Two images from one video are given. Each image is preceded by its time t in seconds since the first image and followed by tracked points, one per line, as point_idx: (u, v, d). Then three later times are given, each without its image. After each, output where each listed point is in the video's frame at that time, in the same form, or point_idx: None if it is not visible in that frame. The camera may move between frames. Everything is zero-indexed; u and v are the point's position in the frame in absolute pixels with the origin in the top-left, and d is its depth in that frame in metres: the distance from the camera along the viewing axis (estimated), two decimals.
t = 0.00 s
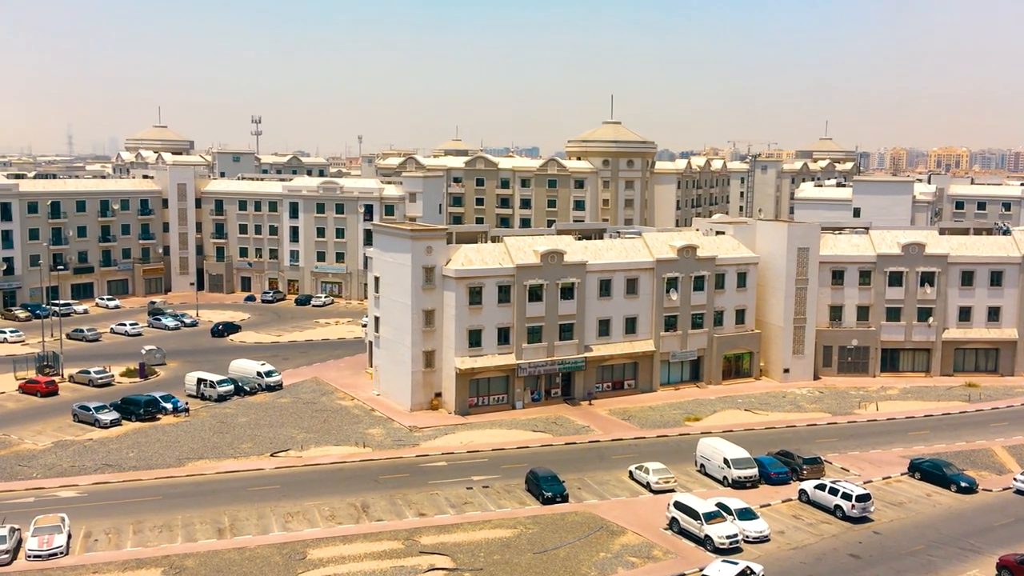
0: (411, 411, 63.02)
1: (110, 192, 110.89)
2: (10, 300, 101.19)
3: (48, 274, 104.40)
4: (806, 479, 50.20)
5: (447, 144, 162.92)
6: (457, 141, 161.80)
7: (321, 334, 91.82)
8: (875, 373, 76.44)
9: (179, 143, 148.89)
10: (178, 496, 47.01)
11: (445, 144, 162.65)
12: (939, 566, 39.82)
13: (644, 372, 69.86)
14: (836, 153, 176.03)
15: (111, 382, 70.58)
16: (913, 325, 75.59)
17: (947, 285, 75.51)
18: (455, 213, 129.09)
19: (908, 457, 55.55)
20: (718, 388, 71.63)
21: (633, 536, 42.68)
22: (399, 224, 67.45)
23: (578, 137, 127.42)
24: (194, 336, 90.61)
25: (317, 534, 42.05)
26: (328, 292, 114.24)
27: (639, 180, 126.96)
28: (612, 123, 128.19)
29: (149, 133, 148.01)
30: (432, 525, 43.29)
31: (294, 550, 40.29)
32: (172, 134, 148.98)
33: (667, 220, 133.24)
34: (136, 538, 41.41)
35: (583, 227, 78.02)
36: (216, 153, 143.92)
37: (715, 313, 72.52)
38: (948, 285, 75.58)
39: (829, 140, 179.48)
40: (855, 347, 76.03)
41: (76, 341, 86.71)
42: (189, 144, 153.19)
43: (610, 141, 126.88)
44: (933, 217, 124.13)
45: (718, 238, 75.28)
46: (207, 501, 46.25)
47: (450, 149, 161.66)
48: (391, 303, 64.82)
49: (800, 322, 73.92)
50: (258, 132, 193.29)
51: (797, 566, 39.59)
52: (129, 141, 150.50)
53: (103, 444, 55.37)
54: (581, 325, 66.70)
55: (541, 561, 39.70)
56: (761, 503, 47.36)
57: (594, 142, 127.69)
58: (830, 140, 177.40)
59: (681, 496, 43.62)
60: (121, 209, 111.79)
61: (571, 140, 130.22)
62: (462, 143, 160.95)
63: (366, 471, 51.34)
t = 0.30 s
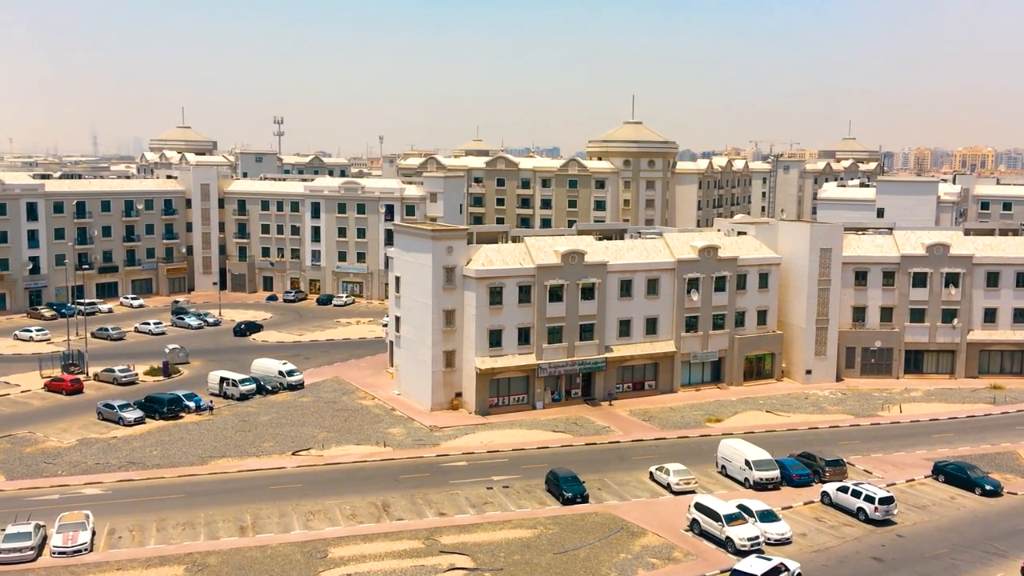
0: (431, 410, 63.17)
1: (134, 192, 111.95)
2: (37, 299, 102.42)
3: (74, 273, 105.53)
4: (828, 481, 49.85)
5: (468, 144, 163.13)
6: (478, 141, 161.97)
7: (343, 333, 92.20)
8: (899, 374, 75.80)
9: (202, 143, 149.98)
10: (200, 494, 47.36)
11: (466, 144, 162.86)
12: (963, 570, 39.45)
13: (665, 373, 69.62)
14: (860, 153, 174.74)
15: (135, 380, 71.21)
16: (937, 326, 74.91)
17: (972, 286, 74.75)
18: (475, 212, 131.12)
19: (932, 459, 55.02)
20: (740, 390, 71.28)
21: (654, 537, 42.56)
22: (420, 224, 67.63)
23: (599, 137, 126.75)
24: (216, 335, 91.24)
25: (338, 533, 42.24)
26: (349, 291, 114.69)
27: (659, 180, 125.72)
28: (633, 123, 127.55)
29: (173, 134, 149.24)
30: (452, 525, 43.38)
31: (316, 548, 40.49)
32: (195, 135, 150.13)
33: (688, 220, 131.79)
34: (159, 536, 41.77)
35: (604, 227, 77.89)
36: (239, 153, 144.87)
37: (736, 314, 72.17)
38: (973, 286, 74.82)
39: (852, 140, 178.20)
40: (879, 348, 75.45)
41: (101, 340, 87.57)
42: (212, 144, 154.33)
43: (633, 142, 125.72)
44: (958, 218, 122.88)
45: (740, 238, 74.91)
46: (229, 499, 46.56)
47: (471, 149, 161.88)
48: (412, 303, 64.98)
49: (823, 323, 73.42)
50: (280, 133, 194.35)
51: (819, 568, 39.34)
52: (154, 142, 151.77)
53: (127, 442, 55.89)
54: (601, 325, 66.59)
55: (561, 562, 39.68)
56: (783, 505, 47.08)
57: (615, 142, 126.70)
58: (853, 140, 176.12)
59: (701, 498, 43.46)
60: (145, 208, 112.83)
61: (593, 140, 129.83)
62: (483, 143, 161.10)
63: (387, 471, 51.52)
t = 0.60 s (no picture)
0: (453, 410, 63.31)
1: (160, 191, 113.01)
2: (64, 297, 103.62)
3: (100, 272, 106.66)
4: (853, 483, 49.44)
5: (490, 144, 163.29)
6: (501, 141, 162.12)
7: (366, 333, 92.59)
8: (925, 376, 75.06)
9: (227, 143, 151.10)
10: (224, 492, 47.72)
11: (488, 144, 163.06)
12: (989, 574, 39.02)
13: (688, 373, 69.37)
14: (885, 153, 173.25)
15: (161, 378, 71.88)
16: (964, 328, 74.13)
17: (1000, 287, 73.83)
18: (497, 212, 131.60)
19: (958, 462, 54.42)
20: (763, 391, 70.87)
21: (676, 538, 42.41)
22: (442, 224, 67.78)
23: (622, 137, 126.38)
24: (241, 333, 91.90)
25: (360, 531, 42.43)
26: (372, 291, 115.14)
27: (683, 180, 125.43)
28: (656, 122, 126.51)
29: (198, 134, 150.49)
30: (474, 524, 43.45)
31: (338, 546, 40.68)
32: (220, 135, 151.32)
33: (711, 220, 131.73)
34: (184, 532, 42.13)
35: (626, 227, 77.70)
36: (263, 154, 145.82)
37: (760, 315, 71.76)
38: (1001, 287, 73.89)
39: (878, 140, 176.68)
40: (904, 350, 74.78)
41: (127, 338, 88.46)
42: (237, 144, 155.46)
43: (654, 141, 125.33)
44: (985, 218, 121.43)
45: (764, 238, 74.42)
46: (253, 497, 46.91)
47: (493, 149, 162.06)
48: (434, 302, 65.11)
49: (848, 324, 72.84)
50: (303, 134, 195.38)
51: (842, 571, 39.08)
52: (179, 142, 153.03)
53: (153, 439, 56.42)
54: (623, 325, 66.42)
55: (583, 562, 39.63)
56: (806, 507, 46.75)
57: (638, 142, 126.34)
58: (879, 140, 174.64)
59: (724, 499, 43.27)
60: (170, 208, 113.86)
61: (616, 140, 129.39)
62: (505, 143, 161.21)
63: (409, 470, 51.68)
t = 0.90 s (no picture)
0: (477, 409, 63.42)
1: (187, 191, 114.01)
2: (92, 296, 104.83)
3: (128, 271, 107.78)
4: (879, 485, 48.99)
5: (514, 143, 163.41)
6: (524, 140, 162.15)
7: (390, 332, 92.93)
8: (953, 377, 74.28)
9: (253, 143, 152.20)
10: (249, 489, 48.09)
11: (512, 144, 163.16)
12: None
13: (712, 373, 69.07)
14: (913, 151, 171.59)
15: (187, 376, 72.53)
16: (993, 328, 73.28)
17: None
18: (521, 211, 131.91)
19: (987, 464, 53.79)
20: (788, 391, 70.40)
21: (700, 538, 42.23)
22: (466, 223, 67.87)
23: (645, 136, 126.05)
24: (266, 332, 92.51)
25: (383, 529, 42.62)
26: (396, 290, 115.53)
27: (707, 179, 124.93)
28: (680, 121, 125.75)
29: (225, 134, 151.69)
30: (497, 523, 43.50)
31: (362, 544, 40.89)
32: (246, 135, 152.46)
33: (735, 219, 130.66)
34: (210, 529, 42.51)
35: (650, 227, 77.45)
36: (288, 153, 146.72)
37: (785, 314, 71.31)
38: None
39: (905, 138, 175.04)
40: (932, 350, 74.01)
41: (154, 336, 89.32)
42: (262, 144, 156.56)
43: (678, 140, 124.95)
44: (1015, 218, 119.95)
45: (789, 237, 73.86)
46: (278, 494, 47.23)
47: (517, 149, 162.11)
48: (458, 301, 65.22)
49: (874, 324, 72.20)
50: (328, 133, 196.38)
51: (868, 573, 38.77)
52: (205, 142, 154.22)
53: (179, 436, 56.95)
54: (647, 325, 66.21)
55: (606, 562, 39.56)
56: (832, 508, 46.40)
57: (662, 141, 125.94)
58: (906, 138, 173.03)
59: (748, 499, 43.05)
60: (197, 208, 114.87)
61: (640, 139, 129.09)
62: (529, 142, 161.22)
63: (432, 468, 51.81)
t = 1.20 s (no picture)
0: (501, 408, 63.49)
1: (213, 191, 114.95)
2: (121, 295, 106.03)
3: (156, 270, 108.89)
4: (907, 486, 48.53)
5: (538, 143, 163.40)
6: (548, 139, 162.02)
7: (414, 330, 93.17)
8: (982, 377, 73.43)
9: (279, 143, 153.19)
10: (275, 487, 48.44)
11: (537, 143, 163.16)
12: None
13: (737, 373, 68.72)
14: (942, 149, 169.72)
15: (214, 374, 73.15)
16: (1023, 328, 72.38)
17: None
18: (545, 211, 132.10)
19: (1017, 466, 53.10)
20: (814, 391, 69.85)
21: (725, 539, 42.04)
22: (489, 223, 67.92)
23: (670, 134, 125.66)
24: (291, 331, 93.07)
25: (408, 527, 42.78)
26: (420, 289, 115.84)
27: (732, 178, 123.78)
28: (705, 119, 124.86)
29: (251, 134, 152.85)
30: (521, 522, 43.51)
31: (386, 542, 41.06)
32: (272, 135, 153.48)
33: (761, 218, 129.43)
34: (236, 526, 42.85)
35: (675, 226, 77.14)
36: (313, 153, 147.53)
37: (811, 314, 70.79)
38: None
39: (934, 136, 173.16)
40: (961, 350, 73.19)
41: (181, 334, 90.14)
42: (288, 144, 157.53)
43: (702, 138, 124.21)
44: None
45: (816, 236, 73.21)
46: (303, 492, 47.50)
47: (541, 148, 162.03)
48: (481, 300, 65.29)
49: (902, 324, 71.50)
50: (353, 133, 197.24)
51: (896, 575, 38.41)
52: (232, 142, 155.41)
53: (206, 434, 57.45)
54: (671, 325, 65.94)
55: (630, 562, 39.46)
56: (859, 509, 46.00)
57: (687, 140, 125.36)
58: (935, 136, 171.21)
59: (774, 500, 42.81)
60: (223, 207, 115.82)
61: (664, 138, 128.69)
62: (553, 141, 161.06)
63: (456, 467, 51.91)
